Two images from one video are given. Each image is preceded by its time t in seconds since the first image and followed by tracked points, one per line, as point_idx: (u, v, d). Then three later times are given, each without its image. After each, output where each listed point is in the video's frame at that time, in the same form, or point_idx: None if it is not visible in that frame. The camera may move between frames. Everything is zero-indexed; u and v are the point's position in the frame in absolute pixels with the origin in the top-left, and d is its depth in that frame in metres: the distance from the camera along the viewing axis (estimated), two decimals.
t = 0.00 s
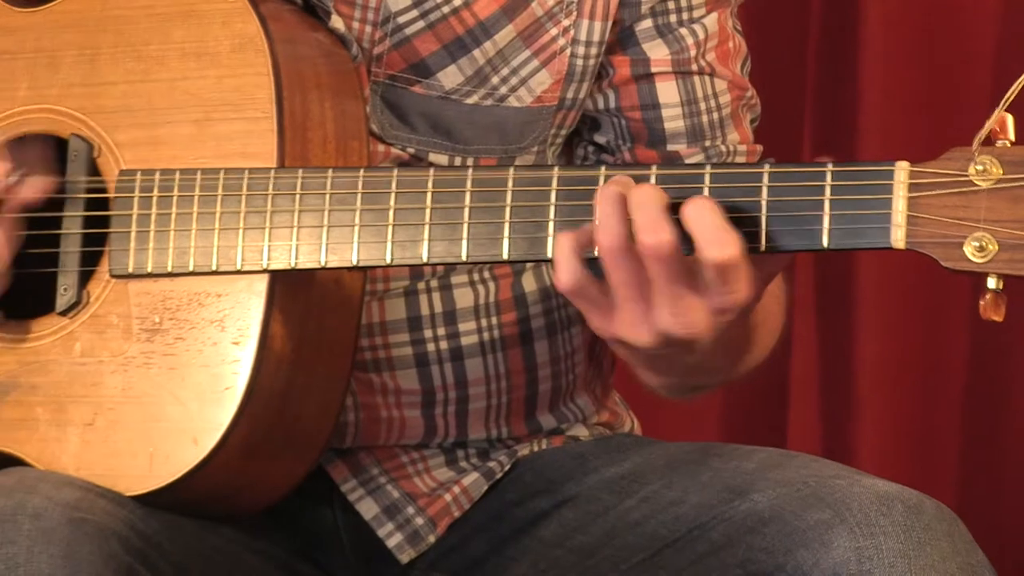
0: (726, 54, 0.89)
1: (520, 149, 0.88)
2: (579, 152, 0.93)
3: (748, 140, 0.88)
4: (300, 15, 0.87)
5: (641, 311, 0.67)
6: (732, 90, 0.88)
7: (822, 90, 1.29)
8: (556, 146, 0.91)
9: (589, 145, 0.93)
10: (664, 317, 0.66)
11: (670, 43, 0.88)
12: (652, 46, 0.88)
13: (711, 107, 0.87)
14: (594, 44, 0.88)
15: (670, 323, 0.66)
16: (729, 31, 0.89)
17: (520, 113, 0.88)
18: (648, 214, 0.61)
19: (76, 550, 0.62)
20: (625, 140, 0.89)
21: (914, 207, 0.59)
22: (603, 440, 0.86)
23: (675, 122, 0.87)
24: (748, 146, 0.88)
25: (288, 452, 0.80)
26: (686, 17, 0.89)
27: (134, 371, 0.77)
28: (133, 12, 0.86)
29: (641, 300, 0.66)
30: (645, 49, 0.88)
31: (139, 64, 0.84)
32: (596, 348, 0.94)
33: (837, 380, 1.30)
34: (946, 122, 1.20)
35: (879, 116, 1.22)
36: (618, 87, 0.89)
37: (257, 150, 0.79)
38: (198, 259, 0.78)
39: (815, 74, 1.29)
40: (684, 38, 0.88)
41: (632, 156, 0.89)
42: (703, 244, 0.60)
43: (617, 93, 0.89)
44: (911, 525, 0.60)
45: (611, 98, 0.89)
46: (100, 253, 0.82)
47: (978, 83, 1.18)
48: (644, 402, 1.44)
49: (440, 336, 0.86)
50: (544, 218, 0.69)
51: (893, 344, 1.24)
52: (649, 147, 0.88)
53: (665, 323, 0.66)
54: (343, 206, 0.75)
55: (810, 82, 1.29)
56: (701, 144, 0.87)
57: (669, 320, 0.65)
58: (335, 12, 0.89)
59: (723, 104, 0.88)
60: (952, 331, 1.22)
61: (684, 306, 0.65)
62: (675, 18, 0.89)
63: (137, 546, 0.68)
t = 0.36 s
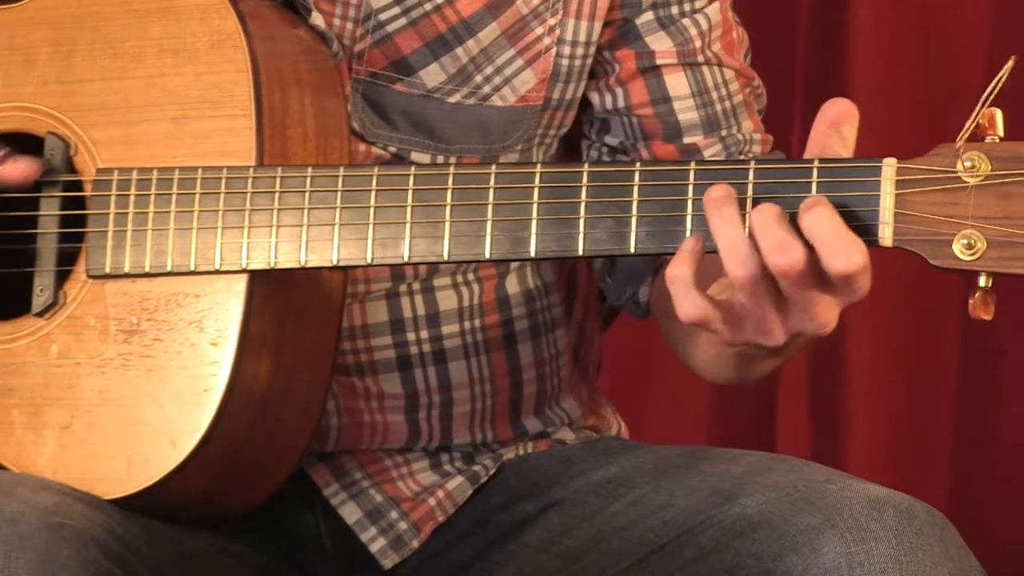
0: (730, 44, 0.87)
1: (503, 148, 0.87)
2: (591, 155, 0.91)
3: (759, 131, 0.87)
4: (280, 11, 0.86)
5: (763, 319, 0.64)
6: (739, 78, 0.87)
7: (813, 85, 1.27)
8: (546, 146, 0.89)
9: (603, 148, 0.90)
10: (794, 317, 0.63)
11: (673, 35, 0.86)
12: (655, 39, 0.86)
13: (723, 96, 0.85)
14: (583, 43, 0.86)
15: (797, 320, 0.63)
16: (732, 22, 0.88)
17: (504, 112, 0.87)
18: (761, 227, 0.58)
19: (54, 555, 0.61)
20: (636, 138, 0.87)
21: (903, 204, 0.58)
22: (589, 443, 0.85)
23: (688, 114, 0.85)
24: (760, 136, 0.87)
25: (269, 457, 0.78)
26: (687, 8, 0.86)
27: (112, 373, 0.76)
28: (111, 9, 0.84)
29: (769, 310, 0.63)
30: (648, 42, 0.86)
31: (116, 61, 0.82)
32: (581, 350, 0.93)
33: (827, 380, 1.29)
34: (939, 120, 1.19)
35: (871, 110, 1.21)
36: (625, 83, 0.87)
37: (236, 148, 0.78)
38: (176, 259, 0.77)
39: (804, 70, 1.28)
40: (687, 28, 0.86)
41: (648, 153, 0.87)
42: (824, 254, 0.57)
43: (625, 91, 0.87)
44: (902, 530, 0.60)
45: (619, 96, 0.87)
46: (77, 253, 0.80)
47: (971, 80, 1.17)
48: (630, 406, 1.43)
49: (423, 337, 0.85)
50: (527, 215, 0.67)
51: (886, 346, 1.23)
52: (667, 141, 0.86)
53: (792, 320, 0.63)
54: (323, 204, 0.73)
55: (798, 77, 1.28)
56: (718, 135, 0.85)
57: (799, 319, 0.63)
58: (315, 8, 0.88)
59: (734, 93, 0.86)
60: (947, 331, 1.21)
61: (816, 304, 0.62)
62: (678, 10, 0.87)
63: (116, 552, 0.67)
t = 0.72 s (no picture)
0: (711, 47, 0.86)
1: (483, 149, 0.86)
2: (566, 157, 0.90)
3: (738, 133, 0.86)
4: (257, 8, 0.85)
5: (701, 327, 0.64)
6: (718, 83, 0.85)
7: (801, 81, 1.26)
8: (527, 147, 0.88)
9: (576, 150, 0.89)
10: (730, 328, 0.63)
11: (653, 38, 0.85)
12: (634, 43, 0.85)
13: (701, 101, 0.84)
14: (563, 44, 0.85)
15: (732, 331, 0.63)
16: (713, 24, 0.87)
17: (483, 113, 0.86)
18: (711, 239, 0.58)
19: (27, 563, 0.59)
20: (612, 141, 0.86)
21: (888, 202, 0.57)
22: (570, 446, 0.84)
23: (665, 119, 0.84)
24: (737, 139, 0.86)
25: (245, 461, 0.77)
26: (666, 11, 0.85)
27: (86, 375, 0.75)
28: (85, 5, 0.82)
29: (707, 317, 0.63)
30: (627, 45, 0.85)
31: (90, 57, 0.81)
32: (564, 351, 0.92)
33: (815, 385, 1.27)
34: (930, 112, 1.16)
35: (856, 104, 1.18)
36: (602, 86, 0.86)
37: (212, 146, 0.76)
38: (151, 258, 0.75)
39: (792, 66, 1.27)
40: (667, 32, 0.85)
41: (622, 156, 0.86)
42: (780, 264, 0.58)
43: (602, 94, 0.86)
44: (889, 535, 0.59)
45: (595, 99, 0.86)
46: (51, 252, 0.79)
47: (963, 78, 1.15)
48: (614, 409, 1.42)
49: (402, 339, 0.84)
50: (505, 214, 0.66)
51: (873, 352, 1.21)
52: (641, 145, 0.85)
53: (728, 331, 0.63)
54: (300, 203, 0.72)
55: (785, 73, 1.27)
56: (694, 140, 0.84)
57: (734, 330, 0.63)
58: (293, 5, 0.87)
59: (711, 98, 0.84)
60: (933, 332, 1.20)
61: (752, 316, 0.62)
62: (657, 13, 0.85)
63: (91, 558, 0.66)
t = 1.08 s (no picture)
0: (699, 44, 0.84)
1: (465, 149, 0.84)
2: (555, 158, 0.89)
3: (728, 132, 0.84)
4: (236, 6, 0.83)
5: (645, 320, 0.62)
6: (709, 79, 0.84)
7: (788, 78, 1.26)
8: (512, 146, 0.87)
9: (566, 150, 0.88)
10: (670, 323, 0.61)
11: (641, 35, 0.84)
12: (622, 41, 0.84)
13: (689, 99, 0.83)
14: (546, 43, 0.84)
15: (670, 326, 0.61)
16: (702, 21, 0.85)
17: (466, 112, 0.85)
18: (623, 214, 0.58)
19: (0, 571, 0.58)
20: (601, 140, 0.85)
21: (876, 202, 0.56)
22: (555, 451, 0.83)
23: (654, 118, 0.83)
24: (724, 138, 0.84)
25: (224, 467, 0.75)
26: (654, 8, 0.84)
27: (62, 379, 0.73)
28: (60, 3, 0.81)
29: (650, 309, 0.62)
30: (614, 44, 0.84)
31: (65, 56, 0.79)
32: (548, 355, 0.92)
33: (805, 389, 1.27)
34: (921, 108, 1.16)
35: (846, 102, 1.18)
36: (589, 86, 0.85)
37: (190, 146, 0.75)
38: (128, 261, 0.74)
39: (779, 64, 1.26)
40: (655, 29, 0.83)
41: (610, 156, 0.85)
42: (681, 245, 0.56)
43: (589, 94, 0.85)
44: (878, 543, 0.58)
45: (583, 99, 0.85)
46: (26, 255, 0.77)
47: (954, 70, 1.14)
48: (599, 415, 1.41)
49: (382, 342, 0.82)
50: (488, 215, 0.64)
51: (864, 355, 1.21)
52: (630, 145, 0.84)
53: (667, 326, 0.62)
54: (279, 204, 0.70)
55: (772, 71, 1.26)
56: (683, 139, 0.83)
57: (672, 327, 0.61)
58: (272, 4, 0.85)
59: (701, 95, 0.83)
60: (923, 331, 1.19)
61: (689, 312, 0.60)
62: (644, 10, 0.84)
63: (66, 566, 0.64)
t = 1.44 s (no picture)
0: (689, 44, 0.84)
1: (454, 150, 0.84)
2: (543, 157, 0.89)
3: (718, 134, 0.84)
4: (221, 7, 0.83)
5: (622, 324, 0.61)
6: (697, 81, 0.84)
7: (780, 79, 1.25)
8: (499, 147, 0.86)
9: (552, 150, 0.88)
10: (647, 327, 0.61)
11: (629, 34, 0.83)
12: (609, 39, 0.84)
13: (678, 99, 0.83)
14: (536, 39, 0.84)
15: (648, 331, 0.61)
16: (691, 21, 0.85)
17: (455, 113, 0.84)
18: (608, 207, 0.57)
19: None
20: (589, 140, 0.85)
21: (872, 206, 0.56)
22: (547, 458, 0.82)
23: (641, 118, 0.83)
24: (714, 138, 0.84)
25: (209, 475, 0.74)
26: (644, 6, 0.84)
27: (44, 385, 0.72)
28: (43, 3, 0.80)
29: (629, 315, 0.61)
30: (602, 42, 0.84)
31: (48, 58, 0.78)
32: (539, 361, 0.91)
33: (798, 396, 1.26)
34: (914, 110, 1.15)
35: (839, 104, 1.18)
36: (576, 86, 0.85)
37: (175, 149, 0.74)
38: (112, 265, 0.73)
39: (772, 63, 1.26)
40: (643, 28, 0.83)
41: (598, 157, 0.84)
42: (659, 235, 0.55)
43: (577, 93, 0.85)
44: (872, 549, 0.58)
45: (571, 98, 0.85)
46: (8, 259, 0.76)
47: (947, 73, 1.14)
48: (588, 418, 1.41)
49: (370, 347, 0.82)
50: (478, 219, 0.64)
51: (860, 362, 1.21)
52: (618, 146, 0.84)
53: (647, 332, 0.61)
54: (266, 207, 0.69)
55: (765, 70, 1.26)
56: (671, 141, 0.83)
57: (650, 330, 0.60)
58: (257, 3, 0.84)
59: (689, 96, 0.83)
60: (919, 338, 1.18)
61: (667, 316, 0.59)
62: (634, 9, 0.84)
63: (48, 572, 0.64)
